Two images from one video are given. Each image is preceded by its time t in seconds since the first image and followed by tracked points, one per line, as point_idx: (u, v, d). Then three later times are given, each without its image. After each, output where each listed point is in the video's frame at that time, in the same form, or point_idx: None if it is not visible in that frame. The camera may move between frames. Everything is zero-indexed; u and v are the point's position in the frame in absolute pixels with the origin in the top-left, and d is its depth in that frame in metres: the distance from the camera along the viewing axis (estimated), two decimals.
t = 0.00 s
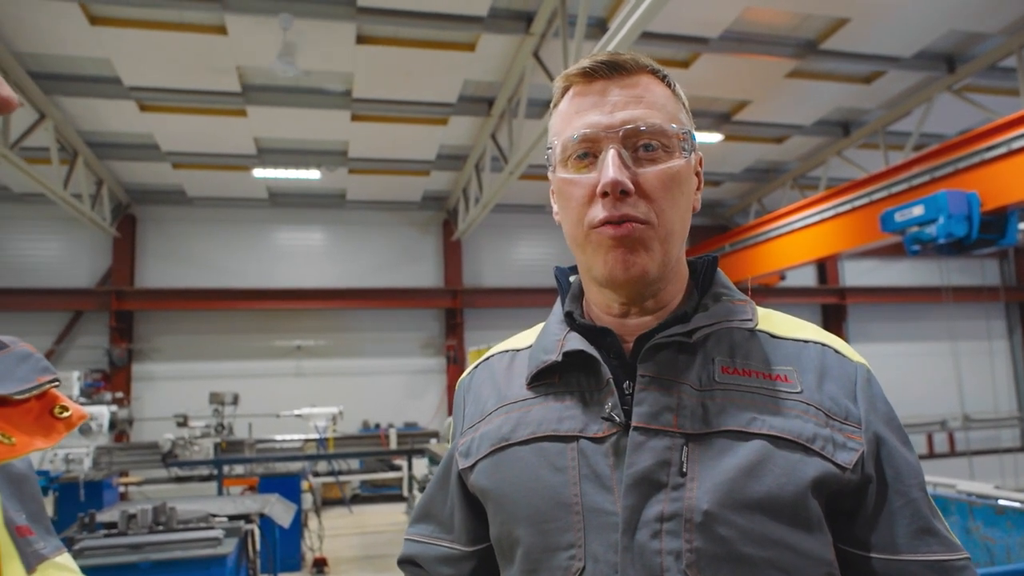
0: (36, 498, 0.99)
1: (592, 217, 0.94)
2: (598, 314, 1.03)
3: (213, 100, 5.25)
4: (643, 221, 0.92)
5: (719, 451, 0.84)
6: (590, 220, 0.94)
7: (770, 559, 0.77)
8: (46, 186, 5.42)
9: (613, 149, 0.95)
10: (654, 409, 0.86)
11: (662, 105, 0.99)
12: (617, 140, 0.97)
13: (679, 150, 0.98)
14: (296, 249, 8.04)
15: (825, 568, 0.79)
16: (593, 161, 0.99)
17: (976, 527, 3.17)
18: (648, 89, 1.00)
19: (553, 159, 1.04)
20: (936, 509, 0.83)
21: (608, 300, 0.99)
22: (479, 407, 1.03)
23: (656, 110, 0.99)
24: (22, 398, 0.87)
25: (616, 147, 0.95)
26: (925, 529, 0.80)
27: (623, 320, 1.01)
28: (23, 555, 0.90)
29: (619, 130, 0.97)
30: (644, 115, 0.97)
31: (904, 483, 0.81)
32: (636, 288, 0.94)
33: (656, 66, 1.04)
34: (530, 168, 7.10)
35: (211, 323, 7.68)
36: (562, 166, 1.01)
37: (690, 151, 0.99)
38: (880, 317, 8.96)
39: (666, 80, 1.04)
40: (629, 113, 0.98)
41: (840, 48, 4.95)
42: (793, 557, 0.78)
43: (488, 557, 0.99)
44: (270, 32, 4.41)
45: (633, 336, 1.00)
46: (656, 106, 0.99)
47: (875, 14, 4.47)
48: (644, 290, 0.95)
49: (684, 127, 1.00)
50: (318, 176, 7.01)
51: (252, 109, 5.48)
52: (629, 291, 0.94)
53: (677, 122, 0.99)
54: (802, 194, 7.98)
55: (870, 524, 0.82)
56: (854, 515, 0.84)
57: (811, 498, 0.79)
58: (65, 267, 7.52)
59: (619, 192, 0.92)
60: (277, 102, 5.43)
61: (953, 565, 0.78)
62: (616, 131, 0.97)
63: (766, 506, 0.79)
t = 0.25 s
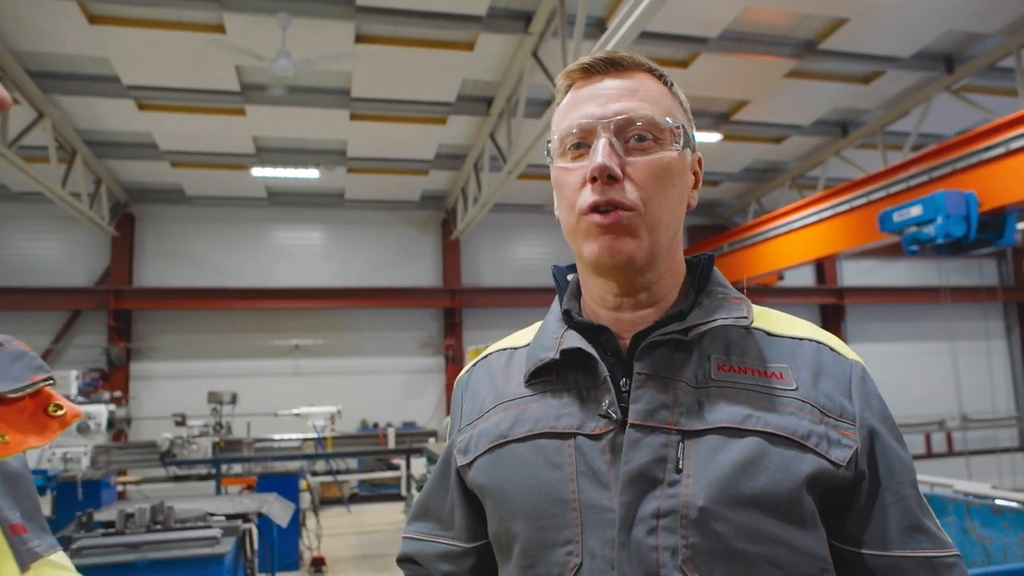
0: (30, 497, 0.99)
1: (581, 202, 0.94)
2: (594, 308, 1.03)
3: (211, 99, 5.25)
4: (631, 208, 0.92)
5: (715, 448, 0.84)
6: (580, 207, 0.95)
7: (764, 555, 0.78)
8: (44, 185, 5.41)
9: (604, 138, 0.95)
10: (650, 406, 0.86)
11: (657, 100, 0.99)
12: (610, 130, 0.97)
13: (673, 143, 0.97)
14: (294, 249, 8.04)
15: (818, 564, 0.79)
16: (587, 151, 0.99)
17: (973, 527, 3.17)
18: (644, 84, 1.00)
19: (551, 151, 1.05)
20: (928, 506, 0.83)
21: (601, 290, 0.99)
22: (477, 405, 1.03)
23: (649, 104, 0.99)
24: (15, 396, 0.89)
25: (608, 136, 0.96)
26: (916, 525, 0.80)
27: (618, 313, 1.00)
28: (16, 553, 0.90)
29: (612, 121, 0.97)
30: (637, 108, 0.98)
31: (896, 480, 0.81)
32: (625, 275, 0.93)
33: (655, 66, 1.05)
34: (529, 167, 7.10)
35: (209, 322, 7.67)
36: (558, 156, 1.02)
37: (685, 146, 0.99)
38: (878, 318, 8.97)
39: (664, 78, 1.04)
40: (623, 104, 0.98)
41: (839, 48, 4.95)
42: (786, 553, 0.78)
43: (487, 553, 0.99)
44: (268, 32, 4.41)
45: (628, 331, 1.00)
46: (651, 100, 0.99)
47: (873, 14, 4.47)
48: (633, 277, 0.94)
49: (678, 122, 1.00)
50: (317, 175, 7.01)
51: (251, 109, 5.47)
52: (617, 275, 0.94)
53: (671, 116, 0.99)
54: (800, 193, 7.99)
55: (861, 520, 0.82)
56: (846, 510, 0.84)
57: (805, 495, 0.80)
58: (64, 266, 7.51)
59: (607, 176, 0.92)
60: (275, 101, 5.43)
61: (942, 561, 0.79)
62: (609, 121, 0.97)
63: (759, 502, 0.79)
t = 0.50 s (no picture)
0: (23, 500, 0.98)
1: (579, 205, 0.95)
2: (589, 310, 1.03)
3: (209, 101, 5.24)
4: (629, 212, 0.92)
5: (708, 448, 0.84)
6: (578, 210, 0.95)
7: (756, 554, 0.78)
8: (41, 187, 5.40)
9: (603, 142, 0.96)
10: (644, 407, 0.86)
11: (655, 105, 1.00)
12: (608, 134, 0.97)
13: (669, 148, 0.98)
14: (291, 251, 8.03)
15: (810, 562, 0.79)
16: (585, 154, 0.99)
17: (969, 530, 3.17)
18: (641, 89, 1.01)
19: (549, 154, 1.05)
20: (919, 505, 0.83)
21: (597, 292, 0.99)
22: (473, 405, 1.03)
23: (647, 108, 0.99)
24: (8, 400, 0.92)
25: (606, 140, 0.96)
26: (907, 524, 0.80)
27: (613, 315, 1.01)
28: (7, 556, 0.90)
29: (611, 125, 0.97)
30: (636, 112, 0.98)
31: (887, 479, 0.81)
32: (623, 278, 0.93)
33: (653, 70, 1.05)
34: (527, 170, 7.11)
35: (206, 324, 7.66)
36: (557, 159, 1.02)
37: (681, 151, 0.99)
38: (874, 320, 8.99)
39: (661, 83, 1.04)
40: (621, 109, 0.98)
41: (835, 52, 4.97)
42: (778, 552, 0.78)
43: (483, 552, 0.99)
44: (266, 34, 4.41)
45: (623, 333, 1.00)
46: (649, 105, 0.99)
47: (870, 18, 4.49)
48: (630, 280, 0.95)
49: (675, 127, 1.00)
50: (314, 177, 7.01)
51: (249, 111, 5.47)
52: (615, 278, 0.94)
53: (668, 121, 1.00)
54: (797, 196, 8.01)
55: (852, 519, 0.82)
56: (837, 510, 0.84)
57: (796, 494, 0.80)
58: (60, 268, 7.49)
59: (606, 180, 0.92)
60: (273, 103, 5.43)
61: (933, 560, 0.78)
62: (607, 125, 0.98)
63: (751, 501, 0.79)
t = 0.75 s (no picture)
0: (25, 501, 0.98)
1: (580, 211, 0.95)
2: (590, 310, 1.03)
3: (211, 101, 5.25)
4: (630, 217, 0.92)
5: (707, 448, 0.84)
6: (579, 215, 0.95)
7: (754, 552, 0.78)
8: (44, 186, 5.41)
9: (603, 147, 0.95)
10: (644, 407, 0.86)
11: (654, 108, 0.99)
12: (608, 138, 0.97)
13: (670, 150, 0.98)
14: (293, 250, 8.04)
15: (809, 560, 0.79)
16: (585, 158, 0.99)
17: (971, 532, 3.17)
18: (641, 91, 1.00)
19: (548, 158, 1.05)
20: (917, 503, 0.83)
21: (598, 295, 0.99)
22: (475, 403, 1.03)
23: (647, 112, 0.98)
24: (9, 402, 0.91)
25: (606, 145, 0.96)
26: (905, 521, 0.79)
27: (613, 316, 1.01)
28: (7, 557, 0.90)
29: (611, 129, 0.97)
30: (635, 116, 0.97)
31: (884, 477, 0.81)
32: (625, 282, 0.94)
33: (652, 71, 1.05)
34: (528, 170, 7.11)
35: (208, 323, 7.67)
36: (556, 163, 1.02)
37: (681, 153, 0.99)
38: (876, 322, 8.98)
39: (660, 84, 1.04)
40: (621, 113, 0.98)
41: (838, 53, 4.97)
42: (777, 550, 0.78)
43: (485, 549, 1.00)
44: (269, 34, 4.41)
45: (623, 333, 1.00)
46: (648, 108, 0.99)
47: (872, 19, 4.49)
48: (631, 284, 0.95)
49: (675, 130, 1.00)
50: (316, 177, 7.02)
51: (251, 110, 5.48)
52: (616, 284, 0.94)
53: (668, 124, 0.99)
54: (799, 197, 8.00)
55: (851, 517, 0.82)
56: (835, 507, 0.84)
57: (795, 493, 0.80)
58: (62, 267, 7.51)
59: (607, 187, 0.92)
60: (276, 103, 5.43)
61: (930, 557, 0.78)
62: (607, 129, 0.97)
63: (750, 500, 0.79)
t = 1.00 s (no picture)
0: (31, 496, 0.98)
1: (580, 209, 0.94)
2: (591, 304, 1.03)
3: (215, 98, 5.26)
4: (630, 213, 0.92)
5: (709, 443, 0.84)
6: (579, 213, 0.94)
7: (758, 545, 0.78)
8: (50, 184, 5.43)
9: (602, 143, 0.95)
10: (646, 402, 0.86)
11: (652, 102, 0.99)
12: (607, 134, 0.96)
13: (669, 144, 0.97)
14: (298, 247, 8.05)
15: (811, 553, 0.79)
16: (585, 154, 0.99)
17: (976, 527, 3.16)
18: (639, 85, 0.99)
19: (546, 154, 1.04)
20: (917, 492, 0.83)
21: (599, 289, 0.99)
22: (477, 398, 1.03)
23: (646, 106, 0.98)
24: (18, 397, 0.88)
25: (605, 142, 0.95)
26: (905, 511, 0.80)
27: (614, 311, 1.01)
28: (18, 553, 0.90)
29: (609, 125, 0.96)
30: (633, 111, 0.97)
31: (886, 468, 0.81)
32: (626, 278, 0.94)
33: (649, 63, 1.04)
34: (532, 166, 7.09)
35: (213, 320, 7.69)
36: (555, 160, 1.01)
37: (680, 146, 0.98)
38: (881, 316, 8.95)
39: (657, 76, 1.03)
40: (620, 108, 0.97)
41: (843, 46, 4.94)
42: (780, 542, 0.78)
43: (489, 541, 1.00)
44: (272, 30, 4.40)
45: (624, 327, 1.00)
46: (646, 102, 0.98)
47: (878, 12, 4.46)
48: (632, 279, 0.95)
49: (674, 123, 0.99)
50: (321, 174, 7.02)
51: (255, 107, 5.48)
52: (617, 280, 0.94)
53: (666, 117, 0.99)
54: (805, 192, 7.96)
55: (852, 508, 0.82)
56: (836, 499, 0.84)
57: (798, 487, 0.80)
58: (68, 264, 7.53)
59: (606, 184, 0.92)
60: (279, 99, 5.43)
61: (930, 546, 0.78)
62: (606, 125, 0.97)
63: (753, 494, 0.80)
